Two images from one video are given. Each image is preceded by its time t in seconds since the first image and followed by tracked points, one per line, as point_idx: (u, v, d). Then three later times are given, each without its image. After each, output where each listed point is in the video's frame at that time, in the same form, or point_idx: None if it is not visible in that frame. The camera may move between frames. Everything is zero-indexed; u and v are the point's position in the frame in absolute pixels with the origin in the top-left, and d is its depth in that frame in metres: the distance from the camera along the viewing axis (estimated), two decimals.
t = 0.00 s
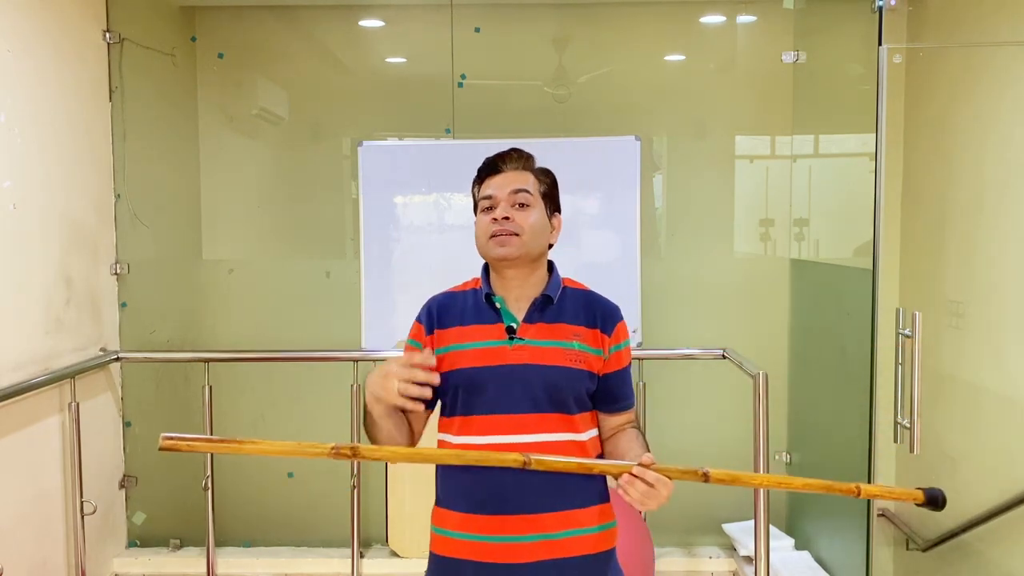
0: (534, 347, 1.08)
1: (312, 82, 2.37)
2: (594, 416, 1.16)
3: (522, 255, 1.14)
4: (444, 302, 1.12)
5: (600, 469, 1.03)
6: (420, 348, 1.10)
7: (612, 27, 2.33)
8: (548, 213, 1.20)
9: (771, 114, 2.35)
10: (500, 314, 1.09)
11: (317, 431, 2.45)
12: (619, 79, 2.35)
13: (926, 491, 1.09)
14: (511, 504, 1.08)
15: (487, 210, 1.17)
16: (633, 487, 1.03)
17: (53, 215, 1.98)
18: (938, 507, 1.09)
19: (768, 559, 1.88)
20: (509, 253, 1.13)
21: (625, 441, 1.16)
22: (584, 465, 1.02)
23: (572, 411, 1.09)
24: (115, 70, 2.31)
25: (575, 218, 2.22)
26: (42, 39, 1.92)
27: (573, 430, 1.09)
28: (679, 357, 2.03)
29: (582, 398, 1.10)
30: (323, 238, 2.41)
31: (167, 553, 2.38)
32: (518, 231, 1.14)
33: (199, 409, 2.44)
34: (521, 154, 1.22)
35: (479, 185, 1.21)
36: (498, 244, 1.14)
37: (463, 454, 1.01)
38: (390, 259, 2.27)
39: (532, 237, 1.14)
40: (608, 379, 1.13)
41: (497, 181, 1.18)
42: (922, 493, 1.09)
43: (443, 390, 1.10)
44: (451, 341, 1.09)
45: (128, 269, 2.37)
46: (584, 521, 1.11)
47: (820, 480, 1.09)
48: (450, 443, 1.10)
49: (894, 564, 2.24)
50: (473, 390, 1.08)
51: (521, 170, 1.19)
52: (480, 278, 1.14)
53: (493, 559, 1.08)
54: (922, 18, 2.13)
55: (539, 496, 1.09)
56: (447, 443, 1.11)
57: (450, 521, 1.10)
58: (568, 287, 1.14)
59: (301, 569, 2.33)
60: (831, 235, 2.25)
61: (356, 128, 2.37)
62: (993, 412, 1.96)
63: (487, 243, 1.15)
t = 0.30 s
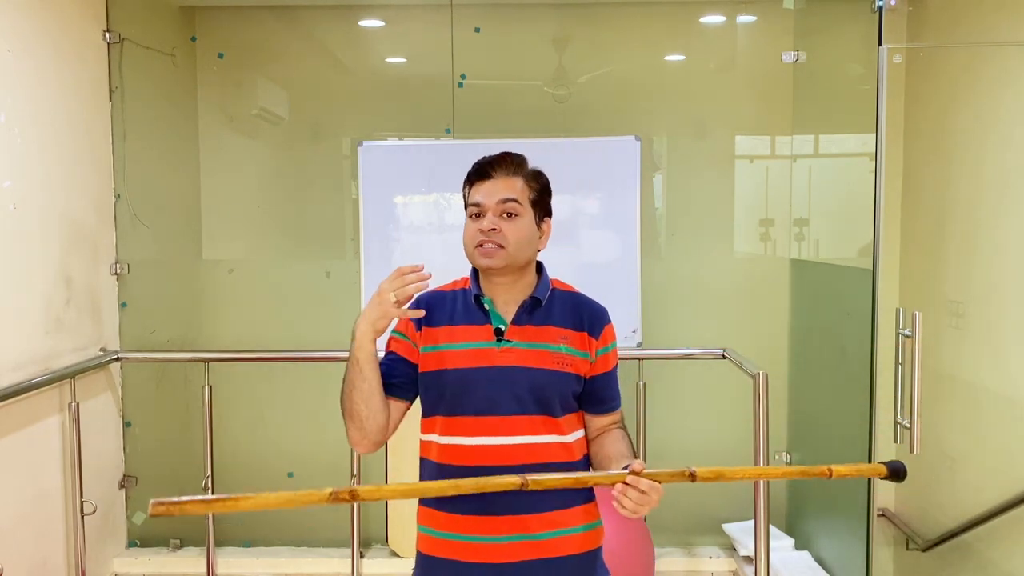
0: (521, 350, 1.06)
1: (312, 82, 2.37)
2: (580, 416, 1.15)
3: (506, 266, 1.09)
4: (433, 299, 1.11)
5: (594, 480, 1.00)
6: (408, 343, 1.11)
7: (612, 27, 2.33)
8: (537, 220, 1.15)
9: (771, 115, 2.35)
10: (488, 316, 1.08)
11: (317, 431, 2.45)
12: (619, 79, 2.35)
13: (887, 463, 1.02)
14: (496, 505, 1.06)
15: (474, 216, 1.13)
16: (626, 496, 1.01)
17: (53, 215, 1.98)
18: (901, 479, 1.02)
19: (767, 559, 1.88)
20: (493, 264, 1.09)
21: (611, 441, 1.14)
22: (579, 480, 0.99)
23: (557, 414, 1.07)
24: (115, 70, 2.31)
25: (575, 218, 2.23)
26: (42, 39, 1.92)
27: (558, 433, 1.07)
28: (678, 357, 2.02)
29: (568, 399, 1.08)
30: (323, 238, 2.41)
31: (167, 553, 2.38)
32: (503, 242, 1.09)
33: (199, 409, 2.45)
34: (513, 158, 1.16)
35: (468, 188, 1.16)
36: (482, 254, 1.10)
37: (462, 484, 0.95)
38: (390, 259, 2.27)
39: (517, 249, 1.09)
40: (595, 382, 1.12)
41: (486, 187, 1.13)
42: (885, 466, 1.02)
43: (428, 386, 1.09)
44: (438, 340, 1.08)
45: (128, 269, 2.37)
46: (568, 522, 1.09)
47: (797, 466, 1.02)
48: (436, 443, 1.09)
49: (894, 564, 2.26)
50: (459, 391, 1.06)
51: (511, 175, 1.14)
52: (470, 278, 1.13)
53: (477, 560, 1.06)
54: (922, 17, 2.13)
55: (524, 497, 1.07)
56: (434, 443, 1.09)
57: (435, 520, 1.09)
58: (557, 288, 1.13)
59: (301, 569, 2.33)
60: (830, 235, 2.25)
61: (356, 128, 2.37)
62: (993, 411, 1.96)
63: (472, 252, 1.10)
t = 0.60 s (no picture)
0: (518, 350, 1.06)
1: (312, 82, 2.37)
2: (573, 414, 1.16)
3: (501, 277, 1.10)
4: (426, 303, 1.10)
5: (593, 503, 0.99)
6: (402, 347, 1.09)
7: (612, 27, 2.33)
8: (532, 227, 1.15)
9: (772, 115, 2.35)
10: (484, 318, 1.07)
11: (317, 430, 2.45)
12: (619, 79, 2.35)
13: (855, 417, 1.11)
14: (494, 507, 1.06)
15: (470, 224, 1.12)
16: (628, 509, 1.03)
17: (53, 215, 1.98)
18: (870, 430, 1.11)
19: (767, 559, 1.88)
20: (487, 275, 1.09)
21: (603, 438, 1.17)
22: (581, 509, 0.98)
23: (555, 414, 1.08)
24: (115, 70, 2.31)
25: (575, 218, 2.23)
26: (42, 39, 1.92)
27: (556, 434, 1.08)
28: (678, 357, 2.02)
29: (564, 398, 1.09)
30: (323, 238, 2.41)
31: (167, 553, 2.38)
32: (498, 252, 1.09)
33: (200, 409, 2.45)
34: (510, 164, 1.16)
35: (464, 194, 1.16)
36: (477, 264, 1.10)
37: (473, 540, 0.92)
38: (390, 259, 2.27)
39: (512, 259, 1.10)
40: (588, 380, 1.14)
41: (482, 194, 1.12)
42: (855, 421, 1.10)
43: (424, 391, 1.08)
44: (434, 344, 1.07)
45: (128, 269, 2.37)
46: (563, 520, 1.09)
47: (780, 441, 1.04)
48: (433, 446, 1.08)
49: (894, 565, 2.28)
50: (457, 395, 1.06)
51: (507, 183, 1.13)
52: (462, 279, 1.12)
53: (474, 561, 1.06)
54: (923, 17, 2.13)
55: (523, 498, 1.07)
56: (430, 445, 1.08)
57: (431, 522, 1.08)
58: (550, 288, 1.13)
59: (301, 569, 2.33)
60: (829, 235, 2.25)
61: (356, 128, 2.37)
62: (995, 411, 1.96)
63: (467, 262, 1.11)
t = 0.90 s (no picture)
0: (529, 348, 1.06)
1: (312, 82, 2.37)
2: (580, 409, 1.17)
3: (513, 267, 1.10)
4: (431, 305, 1.08)
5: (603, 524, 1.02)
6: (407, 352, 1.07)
7: (612, 26, 2.33)
8: (539, 218, 1.17)
9: (772, 114, 2.35)
10: (492, 317, 1.07)
11: (317, 430, 2.45)
12: (619, 79, 2.35)
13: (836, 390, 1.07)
14: (507, 506, 1.06)
15: (478, 216, 1.13)
16: (636, 521, 1.05)
17: (53, 215, 1.98)
18: (852, 399, 1.07)
19: (767, 559, 1.87)
20: (500, 265, 1.10)
21: (606, 434, 1.17)
22: (591, 532, 1.01)
23: (569, 407, 1.09)
24: (116, 70, 2.31)
25: (575, 218, 2.23)
26: (42, 39, 1.92)
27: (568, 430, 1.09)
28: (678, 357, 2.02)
29: (575, 393, 1.10)
30: (323, 238, 2.41)
31: (167, 553, 2.38)
32: (509, 242, 1.10)
33: (200, 409, 2.45)
34: (514, 156, 1.17)
35: (469, 188, 1.16)
36: (488, 255, 1.10)
37: None
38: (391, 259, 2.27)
39: (524, 248, 1.11)
40: (595, 374, 1.14)
41: (489, 186, 1.13)
42: (836, 394, 1.06)
43: (433, 393, 1.07)
44: (443, 346, 1.06)
45: (128, 269, 2.37)
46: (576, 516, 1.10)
47: (772, 426, 1.03)
48: (443, 446, 1.08)
49: (894, 565, 2.28)
50: (467, 395, 1.05)
51: (513, 174, 1.15)
52: (467, 279, 1.11)
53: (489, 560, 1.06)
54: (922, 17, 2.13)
55: (536, 496, 1.07)
56: (440, 445, 1.08)
57: (444, 523, 1.08)
58: (555, 285, 1.13)
59: (301, 569, 2.33)
60: (829, 235, 2.25)
61: (356, 128, 2.37)
62: (995, 411, 1.96)
63: (478, 253, 1.11)
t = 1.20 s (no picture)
0: (551, 344, 1.07)
1: (312, 82, 2.37)
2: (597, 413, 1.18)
3: (546, 244, 1.12)
4: (454, 297, 1.09)
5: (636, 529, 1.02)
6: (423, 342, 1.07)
7: (612, 26, 2.33)
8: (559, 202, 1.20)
9: (771, 114, 2.35)
10: (515, 310, 1.08)
11: (317, 430, 2.45)
12: (619, 79, 2.35)
13: (841, 371, 1.09)
14: (530, 502, 1.06)
15: (503, 203, 1.15)
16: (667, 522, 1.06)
17: (53, 215, 1.98)
18: (857, 380, 1.08)
19: (767, 559, 1.87)
20: (534, 243, 1.12)
21: (624, 436, 1.18)
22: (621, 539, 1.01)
23: (589, 407, 1.09)
24: (116, 70, 2.31)
25: (575, 218, 2.22)
26: (42, 39, 1.92)
27: (589, 427, 1.09)
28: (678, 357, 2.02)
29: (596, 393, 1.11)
30: (323, 238, 2.41)
31: (167, 553, 2.38)
32: (539, 220, 1.13)
33: (200, 409, 2.45)
34: (526, 147, 1.22)
35: (488, 180, 1.19)
36: (521, 235, 1.12)
37: None
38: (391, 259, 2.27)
39: (553, 225, 1.14)
40: (614, 376, 1.15)
41: (510, 173, 1.17)
42: (842, 376, 1.07)
43: (453, 386, 1.07)
44: (465, 338, 1.06)
45: (128, 269, 2.37)
46: (597, 514, 1.10)
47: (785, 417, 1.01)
48: (461, 441, 1.07)
49: (894, 564, 2.26)
50: (488, 389, 1.05)
51: (530, 162, 1.19)
52: (490, 274, 1.13)
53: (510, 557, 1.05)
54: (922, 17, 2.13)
55: (558, 492, 1.06)
56: (459, 441, 1.08)
57: (465, 519, 1.07)
58: (577, 285, 1.15)
59: (301, 569, 2.32)
60: (830, 235, 2.25)
61: (356, 129, 2.37)
62: (994, 411, 1.96)
63: (510, 235, 1.12)
